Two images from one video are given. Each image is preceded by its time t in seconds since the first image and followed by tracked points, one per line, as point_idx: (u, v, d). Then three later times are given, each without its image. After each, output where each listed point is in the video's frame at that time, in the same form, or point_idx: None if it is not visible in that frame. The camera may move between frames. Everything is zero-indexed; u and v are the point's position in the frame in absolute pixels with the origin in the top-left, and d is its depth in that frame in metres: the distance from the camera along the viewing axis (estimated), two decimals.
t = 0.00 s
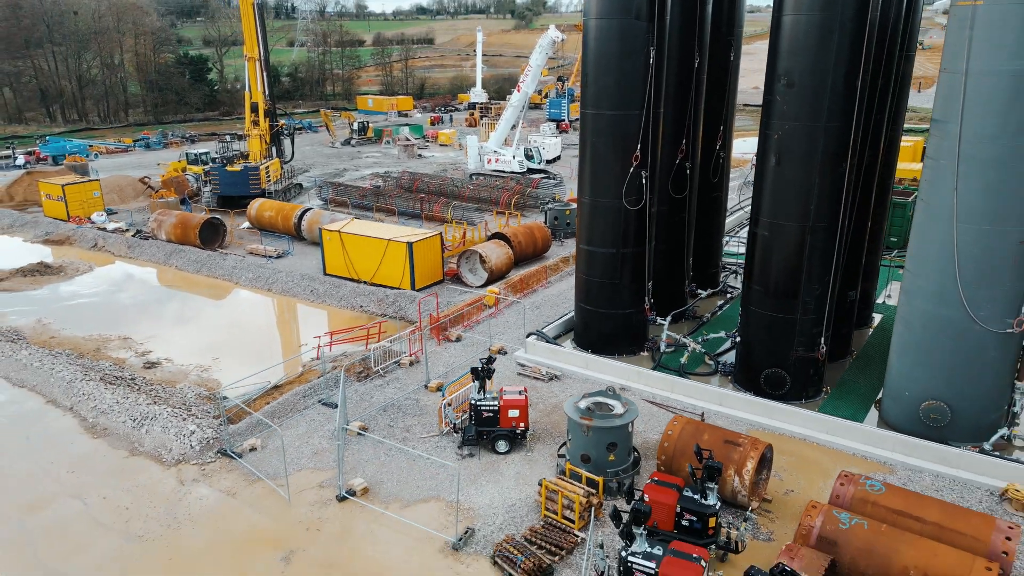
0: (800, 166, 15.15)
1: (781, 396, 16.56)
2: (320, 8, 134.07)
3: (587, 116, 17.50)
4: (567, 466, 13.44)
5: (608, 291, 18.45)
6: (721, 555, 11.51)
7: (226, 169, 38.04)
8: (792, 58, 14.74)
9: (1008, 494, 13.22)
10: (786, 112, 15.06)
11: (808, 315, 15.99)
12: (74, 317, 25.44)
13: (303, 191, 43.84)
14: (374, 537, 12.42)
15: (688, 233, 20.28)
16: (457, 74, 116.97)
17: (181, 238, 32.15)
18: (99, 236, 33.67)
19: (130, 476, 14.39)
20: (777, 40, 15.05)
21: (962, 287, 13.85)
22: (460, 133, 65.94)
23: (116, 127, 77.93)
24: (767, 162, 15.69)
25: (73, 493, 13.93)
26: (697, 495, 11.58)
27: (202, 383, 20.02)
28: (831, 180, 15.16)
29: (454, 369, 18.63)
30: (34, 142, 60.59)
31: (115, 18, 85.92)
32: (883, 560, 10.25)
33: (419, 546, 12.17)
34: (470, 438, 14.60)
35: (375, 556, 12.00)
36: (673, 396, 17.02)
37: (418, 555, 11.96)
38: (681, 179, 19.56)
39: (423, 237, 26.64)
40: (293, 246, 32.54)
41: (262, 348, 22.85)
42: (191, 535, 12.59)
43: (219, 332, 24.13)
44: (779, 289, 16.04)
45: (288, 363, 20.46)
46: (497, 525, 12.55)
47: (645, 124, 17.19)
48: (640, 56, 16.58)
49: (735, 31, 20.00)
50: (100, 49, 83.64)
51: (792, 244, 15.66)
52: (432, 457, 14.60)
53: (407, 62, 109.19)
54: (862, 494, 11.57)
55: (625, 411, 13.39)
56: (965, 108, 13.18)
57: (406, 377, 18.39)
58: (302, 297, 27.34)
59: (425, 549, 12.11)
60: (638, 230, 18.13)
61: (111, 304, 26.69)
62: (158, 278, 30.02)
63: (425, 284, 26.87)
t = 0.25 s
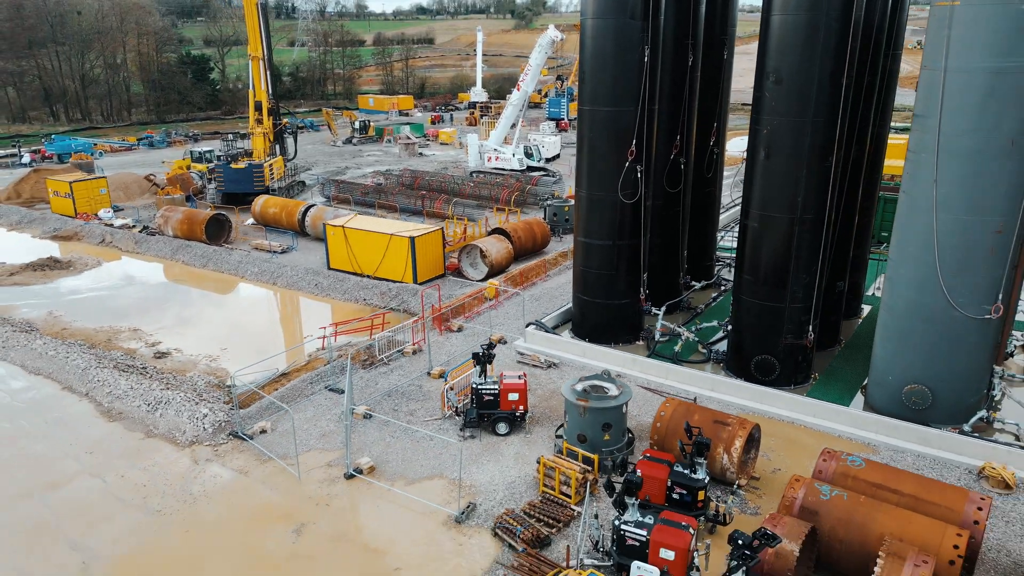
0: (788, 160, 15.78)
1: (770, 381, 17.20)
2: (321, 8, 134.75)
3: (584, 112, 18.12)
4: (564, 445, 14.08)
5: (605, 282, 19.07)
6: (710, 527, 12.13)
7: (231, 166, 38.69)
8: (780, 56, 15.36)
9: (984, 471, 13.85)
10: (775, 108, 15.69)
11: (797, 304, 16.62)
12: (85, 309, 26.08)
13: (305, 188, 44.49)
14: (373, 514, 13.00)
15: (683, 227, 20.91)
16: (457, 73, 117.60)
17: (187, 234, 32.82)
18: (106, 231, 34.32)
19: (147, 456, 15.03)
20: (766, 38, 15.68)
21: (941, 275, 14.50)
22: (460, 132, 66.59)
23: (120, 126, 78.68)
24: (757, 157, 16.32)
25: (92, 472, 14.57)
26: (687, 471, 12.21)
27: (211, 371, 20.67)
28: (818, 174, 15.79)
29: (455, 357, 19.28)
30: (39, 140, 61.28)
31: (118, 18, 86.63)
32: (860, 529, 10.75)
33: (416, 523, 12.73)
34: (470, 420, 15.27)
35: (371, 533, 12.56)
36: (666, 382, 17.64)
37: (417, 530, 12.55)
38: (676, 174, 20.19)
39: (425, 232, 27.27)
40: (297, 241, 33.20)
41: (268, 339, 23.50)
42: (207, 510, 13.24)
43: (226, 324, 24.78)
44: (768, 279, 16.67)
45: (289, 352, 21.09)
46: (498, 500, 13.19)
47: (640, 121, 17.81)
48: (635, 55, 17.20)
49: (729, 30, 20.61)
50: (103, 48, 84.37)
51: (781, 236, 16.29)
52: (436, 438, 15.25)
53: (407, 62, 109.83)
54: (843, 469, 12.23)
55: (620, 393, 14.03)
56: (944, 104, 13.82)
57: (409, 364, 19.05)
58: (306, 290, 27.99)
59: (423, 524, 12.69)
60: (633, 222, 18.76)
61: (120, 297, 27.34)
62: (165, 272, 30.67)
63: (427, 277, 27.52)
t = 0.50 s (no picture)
0: (777, 154, 16.42)
1: (760, 368, 17.85)
2: (321, 8, 135.42)
3: (582, 109, 18.75)
4: (561, 426, 14.72)
5: (601, 273, 19.69)
6: (700, 501, 12.72)
7: (235, 163, 39.33)
8: (769, 54, 16.00)
9: (962, 450, 14.50)
10: (764, 104, 16.33)
11: (786, 293, 17.26)
12: (95, 302, 26.70)
13: (308, 185, 45.14)
14: (372, 506, 13.24)
15: (677, 220, 21.54)
16: (457, 73, 118.27)
17: (193, 229, 33.49)
18: (114, 227, 34.94)
19: (162, 438, 15.67)
20: (756, 37, 16.32)
21: (922, 263, 15.15)
22: (460, 131, 67.23)
23: (123, 125, 79.35)
24: (747, 151, 16.97)
25: (109, 451, 15.22)
26: (678, 448, 12.84)
27: (219, 360, 21.30)
28: (806, 168, 16.44)
29: (457, 346, 19.92)
30: (44, 139, 61.94)
31: (121, 18, 87.31)
32: (841, 499, 11.37)
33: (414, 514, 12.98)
34: (471, 402, 15.96)
35: (368, 522, 12.82)
36: (661, 369, 18.29)
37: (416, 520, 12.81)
38: (670, 169, 20.83)
39: (427, 227, 27.90)
40: (301, 237, 33.86)
41: (274, 330, 24.14)
42: (221, 486, 13.90)
43: (233, 317, 25.41)
44: (758, 269, 17.31)
45: (290, 342, 21.74)
46: (498, 477, 13.84)
47: (635, 117, 18.44)
48: (630, 53, 17.84)
49: (722, 29, 21.23)
50: (106, 48, 85.01)
51: (770, 227, 16.94)
52: (438, 421, 15.90)
53: (408, 62, 110.48)
54: (826, 446, 12.89)
55: (614, 376, 14.69)
56: (924, 100, 14.47)
57: (413, 353, 19.69)
58: (311, 284, 28.63)
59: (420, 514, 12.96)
60: (629, 215, 19.39)
61: (129, 291, 27.96)
62: (172, 267, 31.30)
63: (429, 271, 28.15)
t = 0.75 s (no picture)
0: (766, 148, 17.08)
1: (751, 355, 18.50)
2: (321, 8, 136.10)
3: (579, 106, 19.39)
4: (559, 409, 15.37)
5: (598, 265, 20.33)
6: (690, 478, 13.34)
7: (240, 161, 39.97)
8: (759, 52, 16.66)
9: (942, 431, 15.13)
10: (754, 100, 16.99)
11: (775, 283, 17.92)
12: (104, 295, 27.34)
13: (311, 183, 45.77)
14: (366, 504, 13.30)
15: (672, 214, 22.19)
16: (457, 73, 118.86)
17: (199, 225, 34.19)
18: (121, 223, 35.57)
19: (176, 420, 16.33)
20: (746, 36, 16.97)
21: (904, 253, 15.82)
22: (461, 130, 67.84)
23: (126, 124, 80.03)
24: (738, 146, 17.62)
25: (125, 432, 15.88)
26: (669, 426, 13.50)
27: (228, 349, 21.93)
28: (794, 162, 17.10)
29: (459, 335, 20.57)
30: (49, 138, 62.61)
31: (124, 18, 87.97)
32: (823, 473, 12.01)
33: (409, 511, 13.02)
34: (472, 386, 16.63)
35: (363, 520, 12.85)
36: (655, 357, 18.94)
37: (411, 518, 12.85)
38: (665, 164, 21.47)
39: (429, 222, 28.53)
40: (305, 233, 34.51)
41: (279, 322, 24.78)
42: (234, 465, 14.57)
43: (240, 309, 26.04)
44: (749, 259, 17.97)
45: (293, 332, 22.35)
46: (498, 456, 14.52)
47: (631, 113, 19.08)
48: (626, 51, 18.49)
49: (716, 28, 21.86)
50: (109, 48, 85.64)
51: (761, 219, 17.59)
52: (441, 405, 16.55)
53: (408, 61, 111.07)
54: (811, 425, 13.55)
55: (609, 360, 15.37)
56: (905, 96, 15.13)
57: (416, 342, 20.34)
58: (315, 278, 29.27)
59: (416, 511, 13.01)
60: (625, 209, 20.02)
61: (137, 284, 28.59)
62: (179, 262, 31.94)
63: (430, 265, 28.77)
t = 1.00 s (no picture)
0: (757, 144, 17.73)
1: (743, 344, 19.15)
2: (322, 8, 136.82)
3: (577, 103, 20.03)
4: (556, 393, 16.04)
5: (595, 257, 20.96)
6: (681, 456, 13.96)
7: (244, 158, 40.61)
8: (750, 51, 17.30)
9: (924, 413, 15.79)
10: (745, 98, 17.64)
11: (766, 274, 18.58)
12: (113, 289, 27.98)
13: (314, 180, 46.41)
14: (366, 505, 13.25)
15: (667, 209, 22.84)
16: (457, 73, 119.58)
17: (205, 221, 34.88)
18: (127, 220, 36.22)
19: (189, 404, 17.00)
20: (737, 35, 17.61)
21: (889, 244, 16.50)
22: (461, 129, 68.48)
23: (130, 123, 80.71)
24: (730, 141, 18.28)
25: (141, 415, 16.55)
26: (662, 408, 14.15)
27: (236, 339, 22.58)
28: (783, 157, 17.75)
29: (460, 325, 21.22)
30: (54, 137, 63.28)
31: (127, 18, 88.65)
32: (807, 450, 12.65)
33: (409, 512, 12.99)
34: (474, 372, 17.29)
35: (364, 521, 12.79)
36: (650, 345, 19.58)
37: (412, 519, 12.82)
38: (661, 160, 22.12)
39: (430, 218, 29.18)
40: (309, 229, 35.16)
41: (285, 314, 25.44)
42: (247, 445, 15.25)
43: (247, 302, 26.69)
44: (740, 251, 18.62)
45: (298, 322, 23.01)
46: (499, 437, 15.20)
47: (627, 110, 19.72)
48: (622, 50, 19.13)
49: (710, 28, 22.49)
50: (112, 48, 86.28)
51: (752, 212, 18.23)
52: (444, 391, 17.21)
53: (408, 61, 111.72)
54: (797, 406, 14.22)
55: (605, 346, 16.03)
56: (889, 93, 15.80)
57: (419, 332, 21.00)
58: (319, 272, 29.92)
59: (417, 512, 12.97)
60: (621, 203, 20.67)
61: (145, 278, 29.23)
62: (186, 257, 32.58)
63: (432, 260, 29.42)
